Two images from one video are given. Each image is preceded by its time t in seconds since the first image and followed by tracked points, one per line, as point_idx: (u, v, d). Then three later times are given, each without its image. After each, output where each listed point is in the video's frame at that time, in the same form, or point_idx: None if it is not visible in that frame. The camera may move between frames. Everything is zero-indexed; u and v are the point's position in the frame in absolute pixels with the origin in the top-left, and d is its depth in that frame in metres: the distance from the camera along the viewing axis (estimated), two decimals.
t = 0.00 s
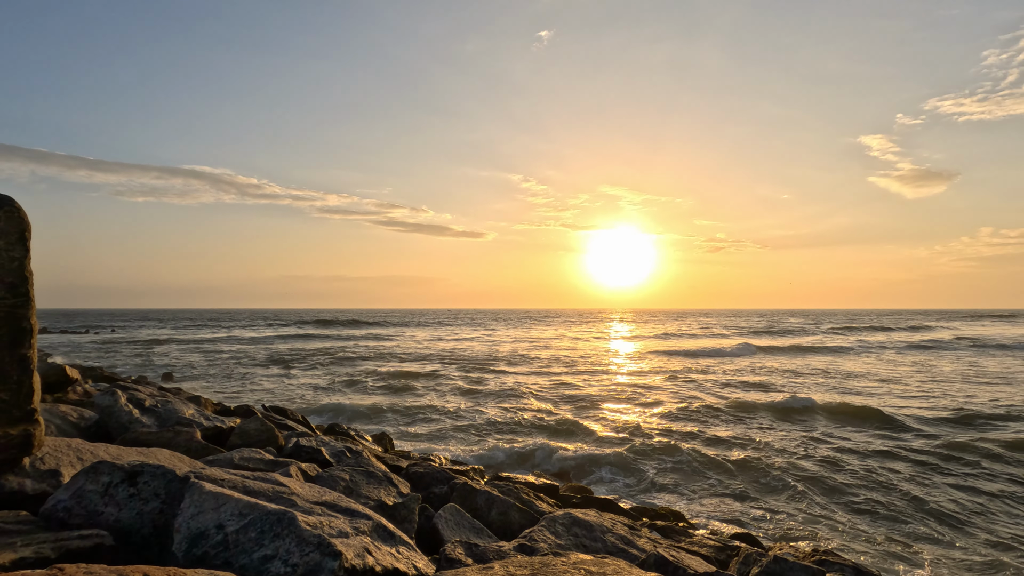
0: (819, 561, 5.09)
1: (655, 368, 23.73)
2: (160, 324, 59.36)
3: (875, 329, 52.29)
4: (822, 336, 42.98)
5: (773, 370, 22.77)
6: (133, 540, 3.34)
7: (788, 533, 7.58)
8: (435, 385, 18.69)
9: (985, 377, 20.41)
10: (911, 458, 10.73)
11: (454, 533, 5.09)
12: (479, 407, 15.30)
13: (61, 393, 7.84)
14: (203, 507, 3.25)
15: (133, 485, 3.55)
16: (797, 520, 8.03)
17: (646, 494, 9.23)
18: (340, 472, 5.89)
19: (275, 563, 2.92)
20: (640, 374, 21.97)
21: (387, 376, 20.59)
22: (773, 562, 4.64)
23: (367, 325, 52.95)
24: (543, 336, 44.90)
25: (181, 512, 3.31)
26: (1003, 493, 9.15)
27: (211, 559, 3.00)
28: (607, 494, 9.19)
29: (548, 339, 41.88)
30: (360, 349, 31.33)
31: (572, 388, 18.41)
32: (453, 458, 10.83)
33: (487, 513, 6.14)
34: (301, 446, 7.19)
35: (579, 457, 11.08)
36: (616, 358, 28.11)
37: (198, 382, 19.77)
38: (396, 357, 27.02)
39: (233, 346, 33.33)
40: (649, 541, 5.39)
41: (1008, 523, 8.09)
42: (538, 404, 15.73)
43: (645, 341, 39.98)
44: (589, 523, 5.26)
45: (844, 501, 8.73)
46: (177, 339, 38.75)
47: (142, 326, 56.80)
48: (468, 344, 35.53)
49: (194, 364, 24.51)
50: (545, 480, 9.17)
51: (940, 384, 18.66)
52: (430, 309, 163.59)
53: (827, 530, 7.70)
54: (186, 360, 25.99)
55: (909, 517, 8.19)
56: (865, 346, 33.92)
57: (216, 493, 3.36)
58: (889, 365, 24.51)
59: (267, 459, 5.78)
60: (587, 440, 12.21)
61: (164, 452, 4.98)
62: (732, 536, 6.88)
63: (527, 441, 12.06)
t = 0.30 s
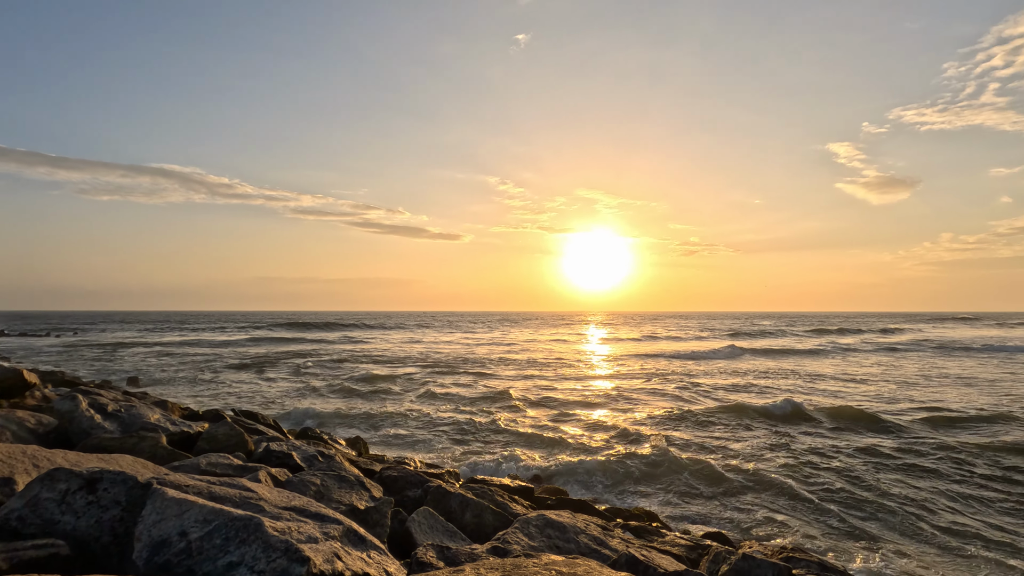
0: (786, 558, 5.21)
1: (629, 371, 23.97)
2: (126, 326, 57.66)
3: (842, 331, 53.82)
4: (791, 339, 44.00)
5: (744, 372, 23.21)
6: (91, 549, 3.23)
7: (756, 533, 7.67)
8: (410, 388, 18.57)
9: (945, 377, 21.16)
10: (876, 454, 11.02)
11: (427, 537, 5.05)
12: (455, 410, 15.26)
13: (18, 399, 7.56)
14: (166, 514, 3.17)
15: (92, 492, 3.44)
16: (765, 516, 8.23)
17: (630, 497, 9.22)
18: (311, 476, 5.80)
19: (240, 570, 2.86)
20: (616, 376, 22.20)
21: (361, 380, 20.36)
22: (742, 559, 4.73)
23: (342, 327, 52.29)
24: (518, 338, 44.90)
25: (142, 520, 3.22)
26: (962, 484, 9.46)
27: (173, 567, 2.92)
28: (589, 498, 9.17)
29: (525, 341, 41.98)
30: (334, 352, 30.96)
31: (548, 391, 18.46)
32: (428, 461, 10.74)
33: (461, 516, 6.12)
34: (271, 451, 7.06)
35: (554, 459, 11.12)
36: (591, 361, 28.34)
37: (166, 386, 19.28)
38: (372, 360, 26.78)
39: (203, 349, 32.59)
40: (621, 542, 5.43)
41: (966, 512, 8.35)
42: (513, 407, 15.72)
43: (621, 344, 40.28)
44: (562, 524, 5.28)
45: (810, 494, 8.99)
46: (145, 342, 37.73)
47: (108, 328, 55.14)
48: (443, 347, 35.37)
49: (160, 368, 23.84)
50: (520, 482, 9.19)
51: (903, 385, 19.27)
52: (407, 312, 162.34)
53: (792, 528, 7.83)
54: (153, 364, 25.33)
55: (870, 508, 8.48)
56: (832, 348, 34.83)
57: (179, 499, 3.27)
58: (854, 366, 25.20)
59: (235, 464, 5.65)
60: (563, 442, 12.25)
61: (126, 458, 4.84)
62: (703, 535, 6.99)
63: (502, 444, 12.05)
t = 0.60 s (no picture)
0: (755, 555, 5.31)
1: (605, 373, 24.18)
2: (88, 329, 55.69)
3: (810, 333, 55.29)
4: (762, 340, 44.97)
5: (716, 373, 23.63)
6: (46, 560, 3.12)
7: (726, 533, 7.77)
8: (386, 392, 18.38)
9: (907, 378, 21.91)
10: (842, 453, 11.29)
11: (399, 541, 4.99)
12: (430, 413, 15.16)
13: None
14: (125, 522, 3.07)
15: (47, 500, 3.32)
16: (735, 514, 8.39)
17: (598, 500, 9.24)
18: (280, 481, 5.69)
19: None
20: (591, 378, 22.37)
21: (335, 383, 20.10)
22: (711, 557, 4.80)
23: (315, 329, 51.55)
24: (495, 340, 44.93)
25: (100, 528, 3.11)
26: (922, 479, 9.75)
27: None
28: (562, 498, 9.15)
29: (502, 344, 41.98)
30: (308, 355, 30.46)
31: (524, 393, 18.48)
32: (403, 465, 10.65)
33: (435, 519, 6.08)
34: (239, 456, 6.90)
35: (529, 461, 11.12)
36: (567, 363, 28.48)
37: (131, 391, 18.70)
38: (346, 363, 26.45)
39: (171, 352, 31.71)
40: (594, 542, 5.46)
41: (926, 505, 8.63)
42: (489, 409, 15.72)
43: (596, 346, 40.60)
44: (536, 526, 5.28)
45: (777, 490, 9.21)
46: (109, 345, 36.55)
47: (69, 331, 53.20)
48: (419, 349, 35.18)
49: (126, 371, 23.15)
50: (495, 484, 9.18)
51: (868, 385, 19.88)
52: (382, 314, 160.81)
53: (762, 526, 7.95)
54: (118, 368, 24.54)
55: (835, 502, 8.72)
56: (801, 349, 35.74)
57: (139, 507, 3.17)
58: (822, 368, 25.89)
59: (201, 470, 5.51)
60: (538, 444, 12.28)
61: (85, 465, 4.67)
62: (676, 534, 7.08)
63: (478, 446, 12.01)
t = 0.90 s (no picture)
0: (723, 552, 5.40)
1: (579, 375, 24.36)
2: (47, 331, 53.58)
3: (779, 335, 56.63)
4: (733, 342, 45.90)
5: (688, 375, 24.04)
6: None
7: (697, 532, 7.86)
8: (359, 395, 18.14)
9: (869, 378, 22.66)
10: (809, 452, 11.57)
11: (370, 545, 4.93)
12: (404, 416, 15.02)
13: None
14: (80, 531, 2.96)
15: None
16: (703, 512, 8.53)
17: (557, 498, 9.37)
18: (248, 487, 5.57)
19: None
20: (565, 380, 22.47)
21: (307, 386, 19.78)
22: (681, 555, 4.86)
23: (287, 331, 50.69)
24: (470, 343, 44.79)
25: (53, 538, 3.00)
26: (884, 473, 10.08)
27: None
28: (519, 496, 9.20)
29: (477, 346, 41.92)
30: (278, 358, 29.88)
31: (498, 396, 18.46)
32: (376, 468, 10.53)
33: (407, 523, 6.02)
34: (205, 461, 6.72)
35: (503, 463, 11.10)
36: (542, 365, 28.57)
37: (92, 395, 18.05)
38: (318, 366, 26.04)
39: (135, 355, 30.76)
40: (567, 543, 5.48)
41: (890, 499, 8.89)
42: (464, 412, 15.67)
43: (571, 348, 40.87)
44: (508, 527, 5.28)
45: (744, 489, 9.39)
46: (70, 348, 35.25)
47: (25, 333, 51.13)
48: (393, 351, 34.89)
49: (86, 375, 22.35)
50: (468, 487, 9.15)
51: (833, 386, 20.48)
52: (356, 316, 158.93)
53: (732, 524, 8.06)
54: (78, 371, 23.69)
55: (799, 498, 8.94)
56: (769, 351, 36.65)
57: (96, 515, 3.07)
58: (789, 369, 26.57)
59: (165, 476, 5.35)
60: (513, 447, 12.28)
61: (40, 472, 4.49)
62: (648, 533, 7.15)
63: (452, 449, 11.95)
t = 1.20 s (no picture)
0: (692, 550, 5.48)
1: (554, 377, 24.49)
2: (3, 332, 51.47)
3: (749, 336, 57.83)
4: (704, 343, 46.78)
5: (661, 376, 24.40)
6: None
7: (666, 529, 7.98)
8: (331, 398, 17.88)
9: (834, 378, 23.36)
10: (776, 450, 11.84)
11: (340, 550, 4.86)
12: (377, 419, 14.85)
13: None
14: (29, 541, 2.85)
15: None
16: (672, 509, 8.68)
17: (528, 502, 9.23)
18: (212, 492, 5.43)
19: None
20: (540, 382, 22.52)
21: (277, 390, 19.43)
22: (650, 554, 4.92)
23: (257, 333, 49.68)
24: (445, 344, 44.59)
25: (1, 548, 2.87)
26: (849, 470, 10.35)
27: None
28: (494, 498, 9.18)
29: (452, 347, 41.74)
30: (249, 360, 29.26)
31: (473, 398, 18.40)
32: (349, 472, 10.40)
33: (378, 526, 5.95)
34: (168, 466, 6.53)
35: (478, 466, 11.06)
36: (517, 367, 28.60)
37: (50, 400, 17.39)
38: (290, 368, 25.58)
39: (98, 358, 29.78)
40: (538, 543, 5.49)
41: (853, 493, 9.15)
42: (438, 414, 15.61)
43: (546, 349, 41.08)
44: (480, 529, 5.26)
45: (711, 487, 9.59)
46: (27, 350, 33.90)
47: None
48: (367, 353, 34.56)
49: (44, 379, 21.53)
50: (441, 489, 9.09)
51: (800, 386, 21.04)
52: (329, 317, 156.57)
53: (703, 521, 8.20)
54: (36, 375, 22.81)
55: (764, 495, 9.16)
56: (739, 352, 37.46)
57: (48, 524, 2.95)
58: (758, 369, 27.22)
59: (125, 482, 5.18)
60: (487, 449, 12.27)
61: None
62: (620, 532, 7.21)
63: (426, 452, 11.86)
